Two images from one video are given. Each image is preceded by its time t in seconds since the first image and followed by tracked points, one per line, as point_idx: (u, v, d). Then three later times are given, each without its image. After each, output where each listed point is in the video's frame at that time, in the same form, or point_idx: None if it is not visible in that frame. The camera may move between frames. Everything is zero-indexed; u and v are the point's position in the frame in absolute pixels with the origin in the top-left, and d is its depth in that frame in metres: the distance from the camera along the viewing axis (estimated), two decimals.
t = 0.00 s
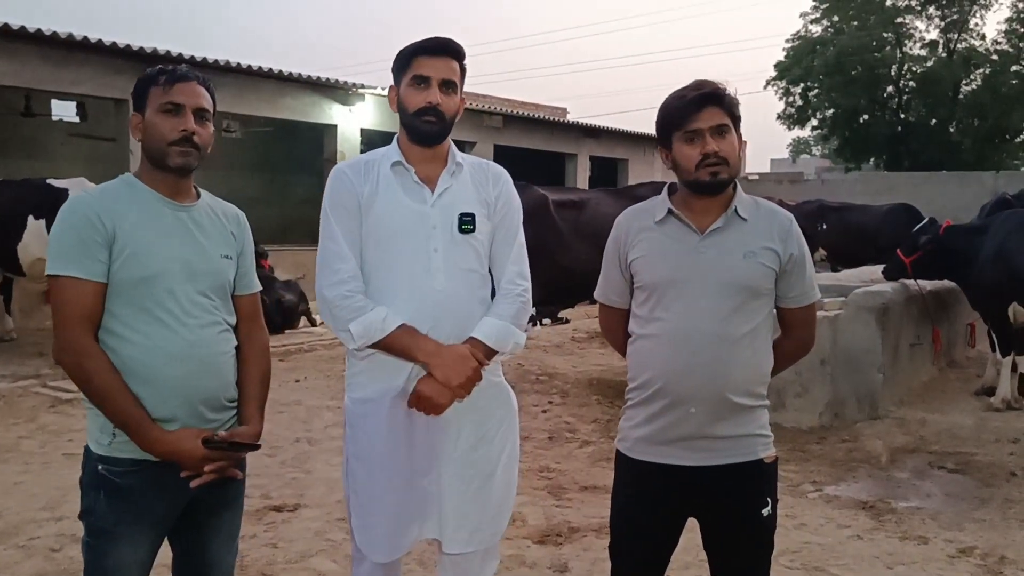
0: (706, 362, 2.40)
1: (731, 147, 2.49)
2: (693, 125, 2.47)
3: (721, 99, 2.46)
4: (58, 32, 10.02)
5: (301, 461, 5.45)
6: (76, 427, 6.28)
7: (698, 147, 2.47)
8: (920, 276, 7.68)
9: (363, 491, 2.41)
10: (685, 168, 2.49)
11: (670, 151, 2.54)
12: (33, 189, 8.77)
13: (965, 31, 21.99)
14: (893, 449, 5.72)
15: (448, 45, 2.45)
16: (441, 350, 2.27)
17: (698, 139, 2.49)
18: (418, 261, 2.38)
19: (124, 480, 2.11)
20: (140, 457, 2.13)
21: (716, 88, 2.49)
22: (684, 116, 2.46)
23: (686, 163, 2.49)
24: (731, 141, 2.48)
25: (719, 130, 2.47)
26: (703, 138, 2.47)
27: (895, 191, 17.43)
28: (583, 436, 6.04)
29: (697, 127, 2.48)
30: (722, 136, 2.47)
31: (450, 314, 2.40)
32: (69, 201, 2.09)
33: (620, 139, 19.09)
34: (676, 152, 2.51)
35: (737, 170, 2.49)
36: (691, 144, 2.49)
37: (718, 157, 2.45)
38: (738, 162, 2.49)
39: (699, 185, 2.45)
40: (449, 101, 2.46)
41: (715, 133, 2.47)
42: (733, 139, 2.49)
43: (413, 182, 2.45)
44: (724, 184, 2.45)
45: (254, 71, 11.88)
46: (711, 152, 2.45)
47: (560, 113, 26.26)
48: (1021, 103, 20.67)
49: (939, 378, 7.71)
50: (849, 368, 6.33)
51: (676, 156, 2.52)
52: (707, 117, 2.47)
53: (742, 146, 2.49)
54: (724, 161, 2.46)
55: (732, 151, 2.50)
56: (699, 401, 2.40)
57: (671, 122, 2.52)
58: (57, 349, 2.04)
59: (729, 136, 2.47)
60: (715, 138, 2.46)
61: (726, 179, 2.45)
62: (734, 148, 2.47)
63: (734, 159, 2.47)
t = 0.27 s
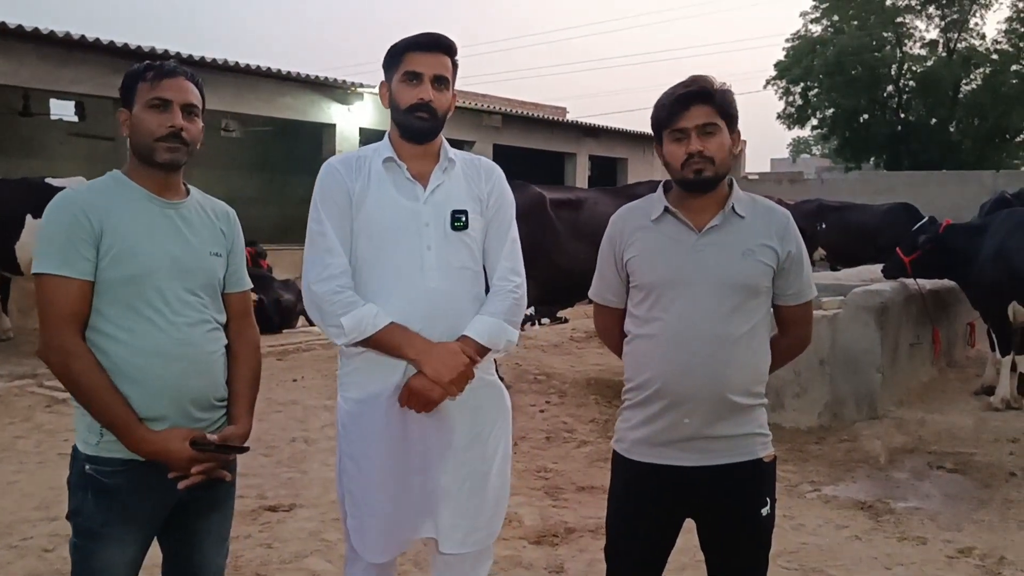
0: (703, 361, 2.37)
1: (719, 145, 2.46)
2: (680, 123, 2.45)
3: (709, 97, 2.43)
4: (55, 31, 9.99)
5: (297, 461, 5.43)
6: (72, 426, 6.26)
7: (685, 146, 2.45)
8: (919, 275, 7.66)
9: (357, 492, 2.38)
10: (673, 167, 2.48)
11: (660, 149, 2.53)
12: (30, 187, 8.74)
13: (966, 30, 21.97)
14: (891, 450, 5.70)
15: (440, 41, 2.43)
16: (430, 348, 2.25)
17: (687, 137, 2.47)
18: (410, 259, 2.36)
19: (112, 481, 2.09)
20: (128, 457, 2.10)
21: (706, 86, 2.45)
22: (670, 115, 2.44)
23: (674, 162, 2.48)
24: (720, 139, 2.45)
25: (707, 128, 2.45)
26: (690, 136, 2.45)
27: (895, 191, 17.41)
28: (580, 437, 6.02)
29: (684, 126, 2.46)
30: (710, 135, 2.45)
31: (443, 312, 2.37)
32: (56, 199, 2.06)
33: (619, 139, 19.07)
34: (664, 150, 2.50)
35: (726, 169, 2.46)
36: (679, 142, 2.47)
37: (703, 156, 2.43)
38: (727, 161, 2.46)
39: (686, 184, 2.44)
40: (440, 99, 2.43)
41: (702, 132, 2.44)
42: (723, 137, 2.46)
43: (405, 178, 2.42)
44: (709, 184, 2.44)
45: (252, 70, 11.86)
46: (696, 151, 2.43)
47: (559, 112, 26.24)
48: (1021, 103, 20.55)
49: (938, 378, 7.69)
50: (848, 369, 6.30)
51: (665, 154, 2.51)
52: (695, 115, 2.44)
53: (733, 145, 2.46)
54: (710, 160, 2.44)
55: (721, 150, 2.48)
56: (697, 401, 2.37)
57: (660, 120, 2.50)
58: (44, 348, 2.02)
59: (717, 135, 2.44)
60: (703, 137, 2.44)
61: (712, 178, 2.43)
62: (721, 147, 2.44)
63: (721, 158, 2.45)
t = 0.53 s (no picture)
0: (698, 361, 2.35)
1: (715, 143, 2.45)
2: (677, 120, 2.44)
3: (707, 94, 2.42)
4: (49, 30, 9.96)
5: (289, 461, 5.41)
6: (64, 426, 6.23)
7: (680, 142, 2.43)
8: (916, 273, 7.64)
9: (343, 493, 2.35)
10: (667, 164, 2.47)
11: (654, 145, 2.52)
12: (23, 186, 8.71)
13: (964, 30, 21.97)
14: (886, 450, 5.68)
15: (429, 39, 2.42)
16: (417, 353, 2.23)
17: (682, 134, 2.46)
18: (396, 257, 2.33)
19: (93, 481, 2.06)
20: (109, 457, 2.08)
21: (704, 83, 2.44)
22: (666, 111, 2.42)
23: (668, 159, 2.46)
24: (716, 137, 2.44)
25: (703, 125, 2.43)
26: (686, 133, 2.44)
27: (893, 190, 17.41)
28: (575, 437, 6.00)
29: (680, 122, 2.44)
30: (706, 133, 2.43)
31: (432, 311, 2.35)
32: (36, 196, 2.04)
33: (617, 139, 19.05)
34: (659, 146, 2.48)
35: (721, 168, 2.45)
36: (675, 139, 2.45)
37: (698, 153, 2.41)
38: (721, 160, 2.45)
39: (680, 181, 2.43)
40: (426, 96, 2.42)
41: (698, 129, 2.43)
42: (719, 136, 2.45)
43: (391, 175, 2.40)
44: (703, 182, 2.42)
45: (248, 69, 11.84)
46: (691, 148, 2.42)
47: (557, 112, 26.24)
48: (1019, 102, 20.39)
49: (934, 377, 7.68)
50: (844, 368, 6.29)
51: (660, 150, 2.49)
52: (692, 112, 2.43)
53: (728, 143, 2.45)
54: (705, 158, 2.42)
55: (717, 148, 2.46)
56: (690, 401, 2.35)
57: (656, 116, 2.48)
58: (24, 348, 1.99)
59: (714, 132, 2.42)
60: (698, 134, 2.43)
61: (706, 176, 2.41)
62: (717, 145, 2.43)
63: (717, 156, 2.43)
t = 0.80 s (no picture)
0: (700, 364, 2.34)
1: (719, 143, 2.43)
2: (681, 120, 2.42)
3: (712, 94, 2.40)
4: (47, 30, 9.96)
5: (287, 462, 5.40)
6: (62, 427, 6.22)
7: (684, 142, 2.42)
8: (916, 274, 7.60)
9: (332, 494, 2.32)
10: (671, 163, 2.45)
11: (658, 145, 2.50)
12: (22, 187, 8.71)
13: (965, 30, 21.95)
14: (885, 450, 5.66)
15: (417, 38, 2.41)
16: (408, 353, 2.22)
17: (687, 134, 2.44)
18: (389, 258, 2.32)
19: (81, 483, 2.05)
20: (97, 459, 2.06)
21: (708, 82, 2.42)
22: (670, 111, 2.40)
23: (672, 159, 2.45)
24: (721, 136, 2.42)
25: (708, 125, 2.41)
26: (690, 133, 2.42)
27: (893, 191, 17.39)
28: (573, 438, 5.98)
29: (685, 122, 2.42)
30: (710, 132, 2.41)
31: (425, 313, 2.34)
32: (23, 196, 2.03)
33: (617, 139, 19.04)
34: (663, 146, 2.47)
35: (725, 167, 2.43)
36: (679, 139, 2.44)
37: (703, 153, 2.40)
38: (726, 159, 2.43)
39: (684, 182, 2.41)
40: (417, 96, 2.41)
41: (702, 129, 2.41)
42: (723, 135, 2.43)
43: (383, 176, 2.39)
44: (707, 182, 2.41)
45: (247, 70, 11.83)
46: (695, 148, 2.40)
47: (558, 113, 26.25)
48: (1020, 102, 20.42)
49: (934, 378, 7.66)
50: (843, 369, 6.26)
51: (664, 150, 2.48)
52: (696, 112, 2.41)
53: (733, 142, 2.43)
54: (710, 158, 2.41)
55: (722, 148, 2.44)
56: (690, 402, 2.34)
57: (660, 115, 2.47)
58: (12, 348, 1.98)
59: (718, 132, 2.41)
60: (702, 133, 2.41)
61: (711, 177, 2.40)
62: (722, 145, 2.41)
63: (722, 156, 2.42)
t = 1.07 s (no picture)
0: (697, 364, 2.33)
1: (717, 143, 2.42)
2: (678, 118, 2.41)
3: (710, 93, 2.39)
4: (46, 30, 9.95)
5: (285, 462, 5.39)
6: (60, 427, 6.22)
7: (681, 141, 2.41)
8: (914, 272, 7.63)
9: (328, 494, 2.31)
10: (668, 162, 2.45)
11: (656, 144, 2.50)
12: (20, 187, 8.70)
13: (965, 30, 21.94)
14: (884, 451, 5.65)
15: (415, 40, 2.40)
16: (404, 354, 2.22)
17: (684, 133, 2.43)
18: (384, 259, 2.31)
19: (76, 484, 2.05)
20: (91, 460, 2.06)
21: (707, 81, 2.41)
22: (667, 110, 2.40)
23: (669, 158, 2.44)
24: (719, 136, 2.41)
25: (704, 124, 2.40)
26: (688, 132, 2.41)
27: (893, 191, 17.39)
28: (571, 438, 5.98)
29: (682, 121, 2.42)
30: (708, 132, 2.40)
31: (421, 314, 2.33)
32: (17, 196, 2.02)
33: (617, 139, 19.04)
34: (660, 145, 2.46)
35: (723, 167, 2.42)
36: (676, 138, 2.43)
37: (699, 152, 2.39)
38: (723, 159, 2.42)
39: (681, 181, 2.40)
40: (413, 97, 2.42)
41: (699, 128, 2.40)
42: (721, 135, 2.42)
43: (379, 176, 2.38)
44: (703, 181, 2.40)
45: (246, 69, 11.82)
46: (692, 148, 2.40)
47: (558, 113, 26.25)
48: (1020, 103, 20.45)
49: (933, 378, 7.66)
50: (841, 369, 6.25)
51: (661, 149, 2.47)
52: (694, 111, 2.40)
53: (731, 142, 2.42)
54: (706, 158, 2.40)
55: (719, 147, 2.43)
56: (685, 402, 2.33)
57: (658, 114, 2.46)
58: (5, 348, 1.98)
59: (715, 131, 2.40)
60: (699, 133, 2.40)
61: (708, 176, 2.39)
62: (719, 144, 2.40)
63: (718, 156, 2.41)
